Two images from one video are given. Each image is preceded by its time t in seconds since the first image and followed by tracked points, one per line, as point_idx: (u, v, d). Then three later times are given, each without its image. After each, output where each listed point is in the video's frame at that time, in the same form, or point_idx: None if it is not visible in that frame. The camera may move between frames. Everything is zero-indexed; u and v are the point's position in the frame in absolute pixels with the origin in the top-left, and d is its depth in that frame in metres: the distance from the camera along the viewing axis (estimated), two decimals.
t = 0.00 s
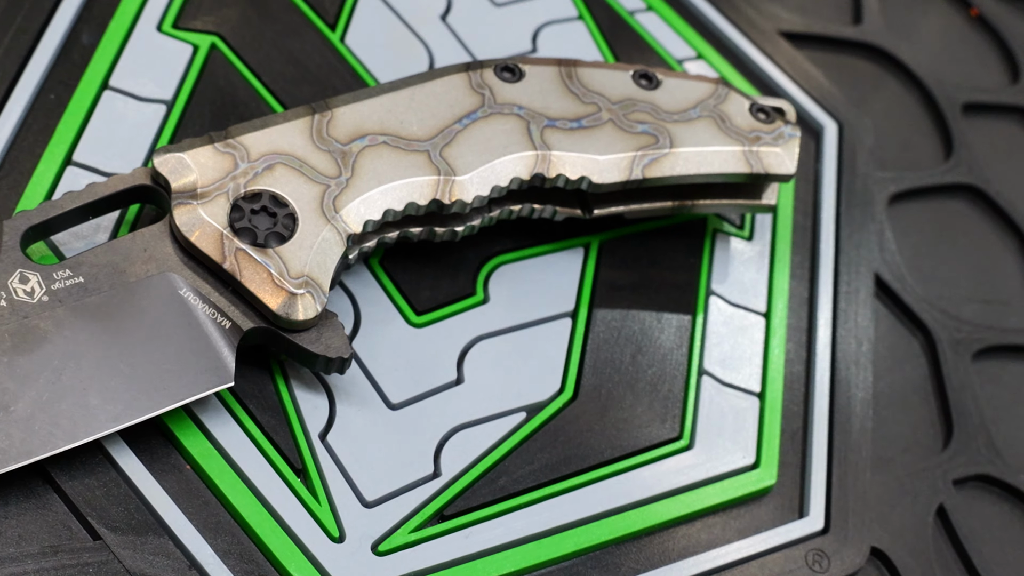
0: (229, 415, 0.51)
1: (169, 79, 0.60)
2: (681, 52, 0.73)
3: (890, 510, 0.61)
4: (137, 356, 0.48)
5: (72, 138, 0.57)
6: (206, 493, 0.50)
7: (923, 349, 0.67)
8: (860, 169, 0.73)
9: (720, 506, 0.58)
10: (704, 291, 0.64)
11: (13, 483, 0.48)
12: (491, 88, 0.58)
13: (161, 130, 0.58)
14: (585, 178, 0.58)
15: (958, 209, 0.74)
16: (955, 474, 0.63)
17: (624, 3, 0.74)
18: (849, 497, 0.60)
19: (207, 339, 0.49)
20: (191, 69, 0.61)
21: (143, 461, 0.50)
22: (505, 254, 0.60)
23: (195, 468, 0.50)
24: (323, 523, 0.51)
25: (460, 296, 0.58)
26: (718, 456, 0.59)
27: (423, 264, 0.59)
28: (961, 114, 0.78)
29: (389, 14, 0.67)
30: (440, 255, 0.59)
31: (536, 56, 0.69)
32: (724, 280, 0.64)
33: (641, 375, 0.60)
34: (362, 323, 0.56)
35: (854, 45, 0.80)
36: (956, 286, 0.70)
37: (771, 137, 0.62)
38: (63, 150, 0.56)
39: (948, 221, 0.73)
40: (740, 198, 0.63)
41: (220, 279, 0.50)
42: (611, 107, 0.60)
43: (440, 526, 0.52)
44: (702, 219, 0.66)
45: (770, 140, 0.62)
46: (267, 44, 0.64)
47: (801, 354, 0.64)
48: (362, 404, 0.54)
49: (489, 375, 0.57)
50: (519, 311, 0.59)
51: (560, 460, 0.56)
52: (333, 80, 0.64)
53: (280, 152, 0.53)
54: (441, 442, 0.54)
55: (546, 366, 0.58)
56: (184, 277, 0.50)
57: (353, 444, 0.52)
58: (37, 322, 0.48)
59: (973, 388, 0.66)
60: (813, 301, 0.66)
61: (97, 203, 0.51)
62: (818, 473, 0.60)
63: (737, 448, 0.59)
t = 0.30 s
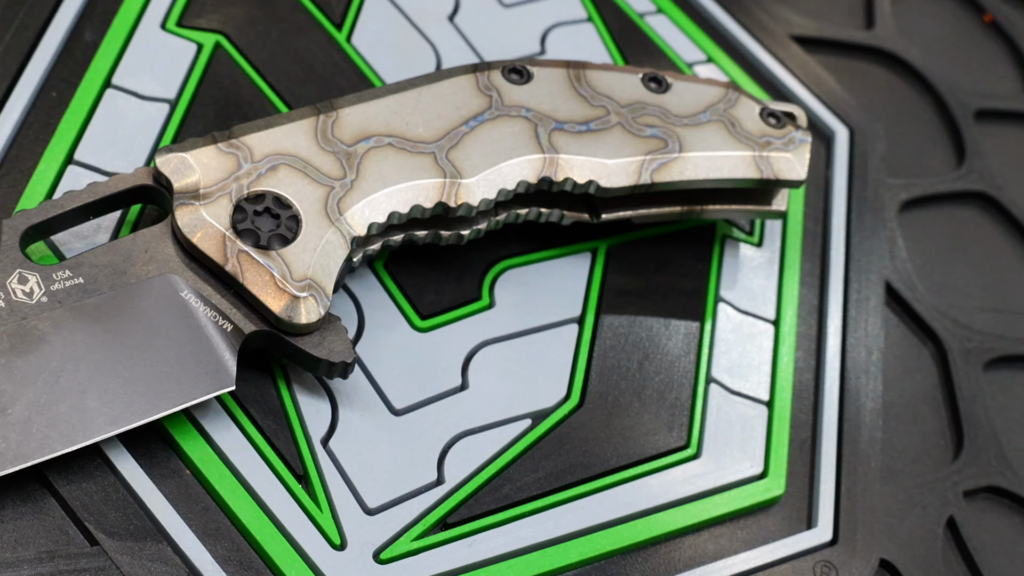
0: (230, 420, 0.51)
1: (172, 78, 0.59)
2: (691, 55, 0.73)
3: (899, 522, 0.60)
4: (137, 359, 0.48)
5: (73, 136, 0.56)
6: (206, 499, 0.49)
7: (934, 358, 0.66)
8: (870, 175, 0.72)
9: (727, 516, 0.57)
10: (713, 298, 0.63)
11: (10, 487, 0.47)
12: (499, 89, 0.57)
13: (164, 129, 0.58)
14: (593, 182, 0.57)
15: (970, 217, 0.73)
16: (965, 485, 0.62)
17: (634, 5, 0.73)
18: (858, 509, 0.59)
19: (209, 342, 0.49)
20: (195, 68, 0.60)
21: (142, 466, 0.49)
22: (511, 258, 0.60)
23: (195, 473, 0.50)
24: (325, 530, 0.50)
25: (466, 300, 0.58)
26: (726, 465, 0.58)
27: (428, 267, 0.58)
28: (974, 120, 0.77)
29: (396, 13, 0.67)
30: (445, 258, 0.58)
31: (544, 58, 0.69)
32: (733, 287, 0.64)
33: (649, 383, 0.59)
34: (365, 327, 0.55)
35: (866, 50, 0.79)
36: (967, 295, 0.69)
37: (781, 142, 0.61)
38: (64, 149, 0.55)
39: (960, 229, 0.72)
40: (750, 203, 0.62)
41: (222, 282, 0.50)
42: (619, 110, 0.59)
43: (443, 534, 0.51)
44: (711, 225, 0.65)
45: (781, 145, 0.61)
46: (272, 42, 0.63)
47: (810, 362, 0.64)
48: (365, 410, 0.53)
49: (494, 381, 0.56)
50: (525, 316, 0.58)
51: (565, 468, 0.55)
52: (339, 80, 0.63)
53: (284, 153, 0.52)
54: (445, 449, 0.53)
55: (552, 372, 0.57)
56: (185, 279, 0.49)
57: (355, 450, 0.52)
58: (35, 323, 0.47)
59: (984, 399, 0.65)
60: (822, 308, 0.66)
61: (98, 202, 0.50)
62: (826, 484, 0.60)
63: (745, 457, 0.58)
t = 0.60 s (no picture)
0: (236, 426, 0.50)
1: (178, 79, 0.59)
2: (702, 57, 0.72)
3: (914, 532, 0.59)
4: (142, 364, 0.47)
5: (78, 138, 0.55)
6: (211, 506, 0.49)
7: (948, 365, 0.65)
8: (883, 179, 0.71)
9: (740, 525, 0.56)
10: (724, 303, 0.62)
11: (12, 493, 0.46)
12: (509, 92, 0.57)
13: (170, 130, 0.57)
14: (604, 186, 0.56)
15: (984, 222, 0.72)
16: (980, 495, 0.61)
17: (644, 7, 0.73)
18: (872, 518, 0.59)
19: (215, 346, 0.48)
20: (202, 69, 0.60)
21: (147, 472, 0.48)
22: (521, 262, 0.59)
23: (200, 480, 0.49)
24: (332, 538, 0.49)
25: (475, 305, 0.57)
26: (738, 473, 0.57)
27: (436, 272, 0.57)
28: (988, 123, 0.76)
29: (405, 15, 0.66)
30: (454, 262, 0.58)
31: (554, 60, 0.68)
32: (745, 292, 0.63)
33: (660, 390, 0.58)
34: (373, 332, 0.54)
35: (878, 53, 0.78)
36: (982, 301, 0.68)
37: (794, 146, 0.60)
38: (69, 150, 0.55)
39: (973, 234, 0.71)
40: (763, 208, 0.61)
41: (229, 285, 0.49)
42: (631, 113, 0.58)
43: (452, 543, 0.51)
44: (723, 229, 0.64)
45: (795, 149, 0.60)
46: (279, 43, 0.62)
47: (823, 369, 0.63)
48: (372, 416, 0.52)
49: (503, 387, 0.55)
50: (534, 321, 0.57)
51: (575, 476, 0.54)
52: (346, 82, 0.62)
53: (291, 156, 0.51)
54: (453, 456, 0.52)
55: (562, 378, 0.56)
56: (191, 282, 0.49)
57: (362, 457, 0.51)
58: (38, 327, 0.46)
59: (999, 406, 0.64)
60: (835, 314, 0.65)
61: (102, 205, 0.50)
62: (840, 492, 0.59)
63: (757, 465, 0.57)
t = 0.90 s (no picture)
0: (249, 433, 0.49)
1: (188, 81, 0.58)
2: (716, 59, 0.71)
3: (934, 539, 0.58)
4: (155, 371, 0.46)
5: (86, 142, 0.54)
6: (224, 515, 0.48)
7: (967, 370, 0.64)
8: (899, 182, 0.70)
9: (759, 533, 0.55)
10: (741, 307, 0.61)
11: (21, 503, 0.45)
12: (526, 94, 0.56)
13: (180, 133, 0.56)
14: (622, 189, 0.56)
15: (1001, 224, 0.71)
16: (1001, 502, 0.60)
17: (657, 7, 0.72)
18: (891, 525, 0.58)
19: (229, 352, 0.47)
20: (212, 71, 0.59)
21: (159, 481, 0.47)
22: (536, 267, 0.58)
23: (213, 488, 0.48)
24: (347, 547, 0.48)
25: (490, 309, 0.56)
26: (757, 480, 0.56)
27: (450, 276, 0.57)
28: (1005, 124, 0.75)
29: (416, 16, 0.65)
30: (469, 267, 0.57)
31: (567, 61, 0.67)
32: (762, 296, 0.62)
33: (677, 395, 0.57)
34: (387, 338, 0.53)
35: (893, 53, 0.77)
36: (1000, 304, 0.67)
37: (814, 149, 0.60)
38: (77, 154, 0.54)
39: (991, 237, 0.70)
40: (781, 211, 0.61)
41: (242, 291, 0.49)
42: (649, 115, 0.58)
43: (468, 552, 0.50)
44: (739, 233, 0.63)
45: (815, 152, 0.60)
46: (288, 44, 0.62)
47: (841, 374, 0.62)
48: (387, 423, 0.51)
49: (520, 393, 0.54)
50: (550, 326, 0.57)
51: (593, 483, 0.53)
52: (357, 83, 0.61)
53: (306, 159, 0.51)
54: (469, 464, 0.51)
55: (579, 385, 0.55)
56: (204, 287, 0.48)
57: (377, 465, 0.50)
58: (49, 334, 0.45)
59: (1019, 412, 0.63)
60: (853, 319, 0.64)
61: (113, 209, 0.49)
62: (859, 499, 0.58)
63: (777, 472, 0.57)
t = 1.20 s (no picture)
0: (265, 444, 0.48)
1: (198, 85, 0.57)
2: (731, 59, 0.70)
3: (960, 546, 0.57)
4: (169, 381, 0.46)
5: (96, 148, 0.54)
6: (240, 528, 0.47)
7: (991, 373, 0.63)
8: (918, 182, 0.69)
9: (783, 541, 0.54)
10: (761, 311, 0.60)
11: (33, 517, 0.45)
12: (542, 97, 0.56)
13: (191, 138, 0.55)
14: (641, 194, 0.55)
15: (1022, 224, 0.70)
16: None
17: (671, 7, 0.71)
18: (916, 532, 0.57)
19: (244, 362, 0.47)
20: (222, 74, 0.58)
21: (173, 493, 0.46)
22: (553, 271, 0.57)
23: (228, 500, 0.47)
24: (365, 559, 0.47)
25: (507, 316, 0.55)
26: (780, 488, 0.55)
27: (467, 281, 0.56)
28: None
29: (428, 17, 0.64)
30: (485, 272, 0.56)
31: (582, 62, 0.66)
32: (782, 300, 0.61)
33: (698, 402, 0.56)
34: (403, 346, 0.53)
35: (910, 51, 0.76)
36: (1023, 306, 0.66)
37: (834, 151, 0.59)
38: (87, 160, 0.53)
39: (1012, 237, 0.69)
40: (800, 215, 0.60)
41: (257, 299, 0.48)
42: (666, 119, 0.57)
43: (488, 564, 0.49)
44: (758, 235, 0.63)
45: (834, 154, 0.59)
46: (300, 47, 0.61)
47: (863, 379, 0.61)
48: (404, 432, 0.50)
49: (538, 401, 0.53)
50: (568, 332, 0.56)
51: (613, 492, 0.52)
52: (370, 85, 0.61)
53: (321, 165, 0.51)
54: (488, 474, 0.51)
55: (598, 391, 0.54)
56: (218, 296, 0.47)
57: (395, 475, 0.49)
58: (61, 344, 0.45)
59: None
60: (874, 322, 0.63)
61: (125, 216, 0.49)
62: (883, 507, 0.57)
63: (799, 479, 0.56)
